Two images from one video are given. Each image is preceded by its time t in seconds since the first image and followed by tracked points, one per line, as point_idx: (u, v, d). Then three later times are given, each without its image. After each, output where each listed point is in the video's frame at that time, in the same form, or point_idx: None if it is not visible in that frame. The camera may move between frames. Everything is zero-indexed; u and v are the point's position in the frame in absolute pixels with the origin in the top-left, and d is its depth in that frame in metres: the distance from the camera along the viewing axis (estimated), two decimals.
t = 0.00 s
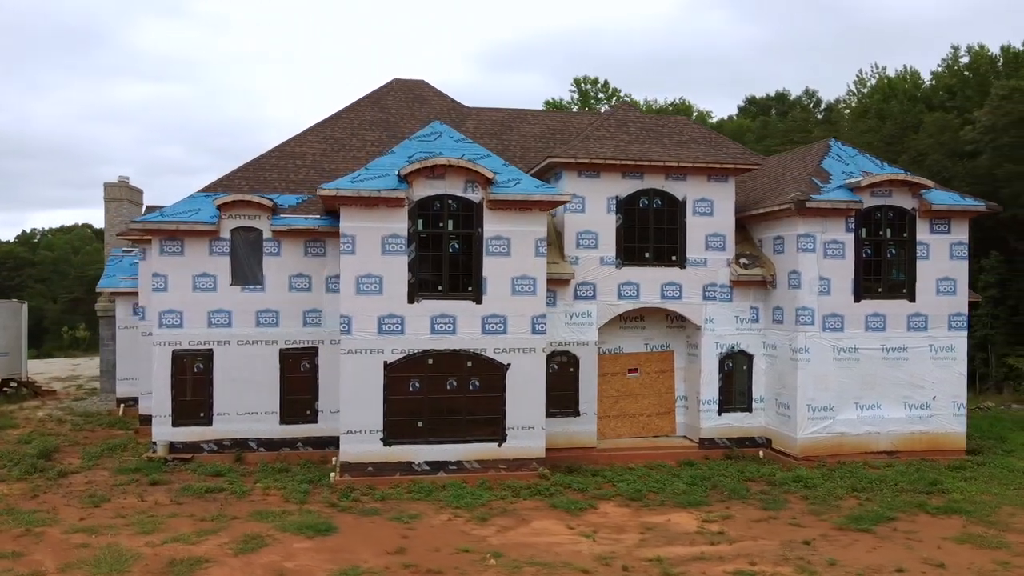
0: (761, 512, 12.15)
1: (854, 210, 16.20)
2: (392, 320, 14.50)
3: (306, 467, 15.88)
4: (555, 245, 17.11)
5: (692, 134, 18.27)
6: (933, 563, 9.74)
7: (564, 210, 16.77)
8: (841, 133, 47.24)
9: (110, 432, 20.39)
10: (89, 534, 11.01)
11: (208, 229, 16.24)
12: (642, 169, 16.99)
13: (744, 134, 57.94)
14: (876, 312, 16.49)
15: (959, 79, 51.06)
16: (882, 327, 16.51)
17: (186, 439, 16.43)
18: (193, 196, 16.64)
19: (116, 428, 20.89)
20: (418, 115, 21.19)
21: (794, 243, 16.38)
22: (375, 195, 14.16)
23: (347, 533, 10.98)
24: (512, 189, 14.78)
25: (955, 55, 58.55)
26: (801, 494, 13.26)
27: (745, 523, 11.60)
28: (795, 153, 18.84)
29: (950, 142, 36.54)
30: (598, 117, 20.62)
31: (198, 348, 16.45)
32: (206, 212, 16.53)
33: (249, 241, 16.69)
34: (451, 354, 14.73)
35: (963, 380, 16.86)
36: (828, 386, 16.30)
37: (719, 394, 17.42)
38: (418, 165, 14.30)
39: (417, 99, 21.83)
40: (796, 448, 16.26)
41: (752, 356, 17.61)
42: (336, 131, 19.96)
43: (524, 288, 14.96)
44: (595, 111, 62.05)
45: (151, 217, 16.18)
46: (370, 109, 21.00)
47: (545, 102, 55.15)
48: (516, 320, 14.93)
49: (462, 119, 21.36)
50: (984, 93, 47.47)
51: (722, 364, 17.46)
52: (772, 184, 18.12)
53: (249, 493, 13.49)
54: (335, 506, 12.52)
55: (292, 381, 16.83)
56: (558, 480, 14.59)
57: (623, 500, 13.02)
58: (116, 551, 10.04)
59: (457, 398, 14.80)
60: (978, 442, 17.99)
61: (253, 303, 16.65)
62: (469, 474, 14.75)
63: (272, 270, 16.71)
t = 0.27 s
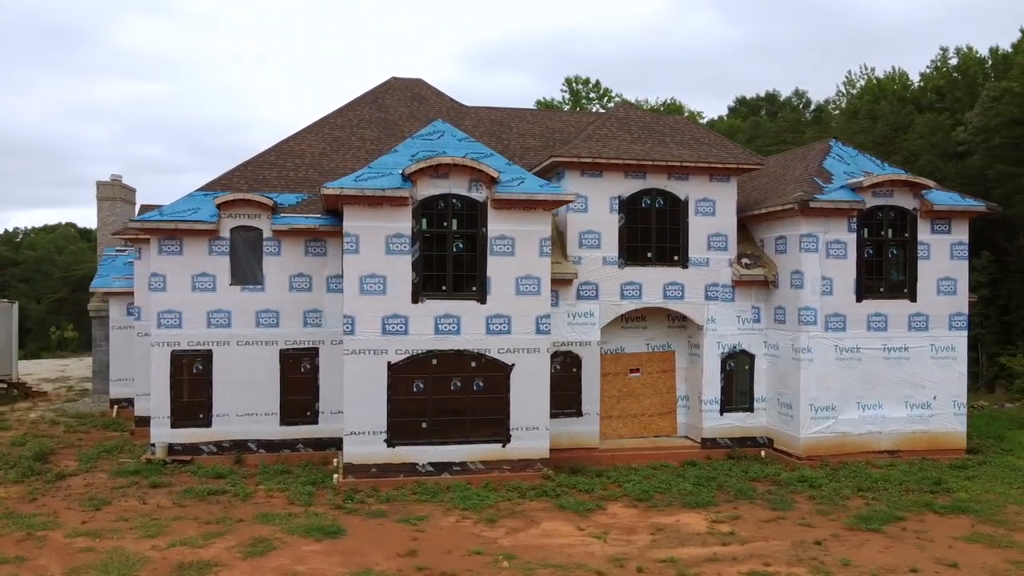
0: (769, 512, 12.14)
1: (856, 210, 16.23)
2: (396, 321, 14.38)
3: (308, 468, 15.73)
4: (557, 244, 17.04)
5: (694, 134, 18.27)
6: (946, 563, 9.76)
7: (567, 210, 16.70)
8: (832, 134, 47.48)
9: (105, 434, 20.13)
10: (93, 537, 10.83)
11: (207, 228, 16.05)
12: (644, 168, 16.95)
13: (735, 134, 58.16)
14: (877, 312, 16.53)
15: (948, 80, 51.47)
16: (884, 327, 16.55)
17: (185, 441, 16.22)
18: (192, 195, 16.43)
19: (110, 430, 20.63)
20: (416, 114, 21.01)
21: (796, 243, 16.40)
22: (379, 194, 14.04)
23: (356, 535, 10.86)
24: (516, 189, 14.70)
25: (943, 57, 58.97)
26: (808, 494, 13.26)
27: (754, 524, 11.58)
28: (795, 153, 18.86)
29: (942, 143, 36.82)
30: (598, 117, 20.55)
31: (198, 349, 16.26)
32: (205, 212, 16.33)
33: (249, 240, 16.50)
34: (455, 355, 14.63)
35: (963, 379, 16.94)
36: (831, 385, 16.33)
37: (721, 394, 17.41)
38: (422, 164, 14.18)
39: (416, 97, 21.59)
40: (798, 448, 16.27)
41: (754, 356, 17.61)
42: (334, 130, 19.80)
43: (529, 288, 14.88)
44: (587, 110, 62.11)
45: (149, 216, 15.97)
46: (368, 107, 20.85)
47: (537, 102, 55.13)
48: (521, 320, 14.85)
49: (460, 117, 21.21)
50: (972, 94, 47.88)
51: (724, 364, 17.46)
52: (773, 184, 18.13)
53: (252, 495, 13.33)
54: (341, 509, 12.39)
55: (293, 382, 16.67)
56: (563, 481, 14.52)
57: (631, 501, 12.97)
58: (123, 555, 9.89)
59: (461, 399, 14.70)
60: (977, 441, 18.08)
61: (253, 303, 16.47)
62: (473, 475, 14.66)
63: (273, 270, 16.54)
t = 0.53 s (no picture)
0: (778, 513, 12.13)
1: (858, 210, 16.27)
2: (399, 321, 14.26)
3: (309, 470, 15.58)
4: (559, 244, 16.97)
5: (695, 134, 18.25)
6: (959, 563, 9.77)
7: (569, 210, 16.64)
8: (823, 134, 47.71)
9: (100, 436, 19.88)
10: (97, 542, 10.65)
11: (207, 228, 15.86)
12: (646, 168, 16.92)
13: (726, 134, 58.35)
14: (879, 312, 16.57)
15: (937, 82, 51.88)
16: (886, 327, 16.60)
17: (184, 443, 16.01)
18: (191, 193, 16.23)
19: (104, 432, 20.37)
20: (415, 113, 20.86)
21: (799, 243, 16.41)
22: (383, 193, 13.91)
23: (365, 538, 10.74)
24: (521, 188, 14.61)
25: (932, 58, 59.37)
26: (814, 494, 13.26)
27: (764, 525, 11.56)
28: (795, 154, 18.89)
29: (933, 144, 37.09)
30: (598, 117, 20.50)
31: (196, 350, 16.06)
32: (204, 211, 16.13)
33: (248, 240, 16.32)
34: (459, 355, 14.54)
35: (963, 379, 17.02)
36: (833, 385, 16.35)
37: (722, 394, 17.41)
38: (427, 163, 14.07)
39: (414, 96, 21.43)
40: (801, 448, 16.29)
41: (755, 356, 17.61)
42: (333, 129, 19.62)
43: (533, 288, 14.81)
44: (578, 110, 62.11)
45: (147, 215, 15.76)
46: (367, 106, 20.68)
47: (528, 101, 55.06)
48: (525, 321, 14.78)
49: (459, 117, 21.09)
50: (961, 96, 48.28)
51: (726, 364, 17.45)
52: (774, 184, 18.14)
53: (255, 498, 13.17)
54: (346, 511, 12.25)
55: (293, 383, 16.51)
56: (568, 482, 14.45)
57: (638, 502, 12.92)
58: (129, 560, 9.73)
59: (465, 400, 14.61)
60: (975, 441, 18.18)
61: (252, 304, 16.30)
62: (477, 476, 14.57)
63: (273, 270, 16.38)
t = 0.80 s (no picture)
0: (785, 513, 12.11)
1: (859, 211, 16.31)
2: (403, 322, 14.15)
3: (310, 473, 15.43)
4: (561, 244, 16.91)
5: (696, 134, 18.24)
6: (970, 563, 9.79)
7: (571, 209, 16.58)
8: (814, 135, 47.91)
9: (94, 438, 19.63)
10: (101, 546, 10.49)
11: (206, 227, 15.68)
12: (648, 168, 16.89)
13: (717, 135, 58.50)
14: (880, 312, 16.62)
15: (926, 83, 52.25)
16: (886, 327, 16.65)
17: (183, 446, 15.83)
18: (189, 193, 16.04)
19: (99, 434, 20.12)
20: (413, 113, 20.72)
21: (801, 243, 16.44)
22: (387, 193, 13.79)
23: (374, 541, 10.63)
24: (525, 188, 14.53)
25: (920, 60, 59.70)
26: (820, 494, 13.26)
27: (773, 525, 11.54)
28: (795, 154, 18.93)
29: (924, 145, 37.34)
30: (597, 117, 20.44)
31: (195, 351, 15.87)
32: (203, 210, 15.94)
33: (248, 239, 16.15)
34: (463, 356, 14.45)
35: (962, 379, 17.10)
36: (834, 386, 16.39)
37: (724, 394, 17.41)
38: (431, 163, 13.96)
39: (412, 96, 21.29)
40: (803, 448, 16.30)
41: (756, 356, 17.62)
42: (331, 128, 19.47)
43: (537, 288, 14.73)
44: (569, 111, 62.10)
45: (146, 215, 15.56)
46: (365, 105, 20.54)
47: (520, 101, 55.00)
48: (529, 321, 14.70)
49: (458, 116, 20.97)
50: (950, 97, 48.64)
51: (727, 364, 17.45)
52: (774, 185, 18.16)
53: (259, 501, 13.02)
54: (352, 514, 12.13)
55: (293, 384, 16.35)
56: (572, 483, 14.38)
57: (645, 503, 12.88)
58: (136, 564, 9.58)
59: (469, 401, 14.52)
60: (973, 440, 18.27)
61: (252, 304, 16.13)
62: (481, 477, 14.48)
63: (273, 270, 16.21)
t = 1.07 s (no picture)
0: (793, 513, 12.11)
1: (861, 211, 16.36)
2: (407, 322, 14.05)
3: (312, 474, 15.29)
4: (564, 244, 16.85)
5: (697, 134, 18.24)
6: (981, 563, 9.82)
7: (574, 209, 16.53)
8: (805, 136, 48.11)
9: (88, 440, 19.38)
10: (105, 550, 10.33)
11: (206, 227, 15.50)
12: (650, 168, 16.86)
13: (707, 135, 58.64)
14: (881, 312, 16.69)
15: (914, 85, 52.60)
16: (887, 327, 16.72)
17: (182, 447, 15.64)
18: (189, 191, 15.86)
19: (93, 436, 19.85)
20: (412, 112, 20.59)
21: (802, 243, 16.47)
22: (392, 192, 13.69)
23: (383, 543, 10.53)
24: (529, 188, 14.47)
25: (908, 61, 60.09)
26: (826, 494, 13.28)
27: (782, 525, 11.54)
28: (794, 154, 18.97)
29: (915, 147, 37.58)
30: (597, 116, 20.39)
31: (195, 352, 15.69)
32: (203, 209, 15.76)
33: (248, 239, 15.99)
34: (467, 357, 14.37)
35: (962, 379, 17.20)
36: (836, 385, 16.44)
37: (725, 394, 17.42)
38: (435, 162, 13.87)
39: (410, 94, 21.15)
40: (805, 448, 16.34)
41: (757, 356, 17.64)
42: (330, 127, 19.31)
43: (541, 288, 14.68)
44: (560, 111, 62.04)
45: (144, 214, 15.36)
46: (363, 104, 20.39)
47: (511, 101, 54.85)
48: (533, 321, 14.64)
49: (456, 115, 20.85)
50: (939, 99, 48.99)
51: (728, 364, 17.46)
52: (775, 185, 18.18)
53: (262, 504, 12.88)
54: (358, 516, 12.02)
55: (293, 385, 16.20)
56: (577, 484, 14.33)
57: (652, 504, 12.85)
58: (144, 569, 9.42)
59: (473, 401, 14.44)
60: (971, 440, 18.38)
61: (252, 305, 15.97)
62: (485, 479, 14.40)
63: (273, 270, 16.06)
